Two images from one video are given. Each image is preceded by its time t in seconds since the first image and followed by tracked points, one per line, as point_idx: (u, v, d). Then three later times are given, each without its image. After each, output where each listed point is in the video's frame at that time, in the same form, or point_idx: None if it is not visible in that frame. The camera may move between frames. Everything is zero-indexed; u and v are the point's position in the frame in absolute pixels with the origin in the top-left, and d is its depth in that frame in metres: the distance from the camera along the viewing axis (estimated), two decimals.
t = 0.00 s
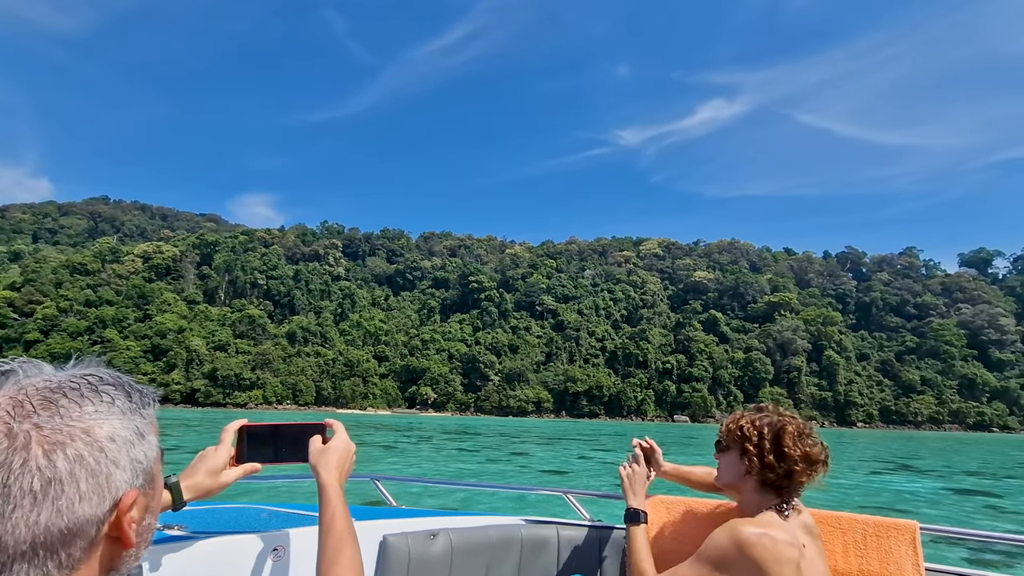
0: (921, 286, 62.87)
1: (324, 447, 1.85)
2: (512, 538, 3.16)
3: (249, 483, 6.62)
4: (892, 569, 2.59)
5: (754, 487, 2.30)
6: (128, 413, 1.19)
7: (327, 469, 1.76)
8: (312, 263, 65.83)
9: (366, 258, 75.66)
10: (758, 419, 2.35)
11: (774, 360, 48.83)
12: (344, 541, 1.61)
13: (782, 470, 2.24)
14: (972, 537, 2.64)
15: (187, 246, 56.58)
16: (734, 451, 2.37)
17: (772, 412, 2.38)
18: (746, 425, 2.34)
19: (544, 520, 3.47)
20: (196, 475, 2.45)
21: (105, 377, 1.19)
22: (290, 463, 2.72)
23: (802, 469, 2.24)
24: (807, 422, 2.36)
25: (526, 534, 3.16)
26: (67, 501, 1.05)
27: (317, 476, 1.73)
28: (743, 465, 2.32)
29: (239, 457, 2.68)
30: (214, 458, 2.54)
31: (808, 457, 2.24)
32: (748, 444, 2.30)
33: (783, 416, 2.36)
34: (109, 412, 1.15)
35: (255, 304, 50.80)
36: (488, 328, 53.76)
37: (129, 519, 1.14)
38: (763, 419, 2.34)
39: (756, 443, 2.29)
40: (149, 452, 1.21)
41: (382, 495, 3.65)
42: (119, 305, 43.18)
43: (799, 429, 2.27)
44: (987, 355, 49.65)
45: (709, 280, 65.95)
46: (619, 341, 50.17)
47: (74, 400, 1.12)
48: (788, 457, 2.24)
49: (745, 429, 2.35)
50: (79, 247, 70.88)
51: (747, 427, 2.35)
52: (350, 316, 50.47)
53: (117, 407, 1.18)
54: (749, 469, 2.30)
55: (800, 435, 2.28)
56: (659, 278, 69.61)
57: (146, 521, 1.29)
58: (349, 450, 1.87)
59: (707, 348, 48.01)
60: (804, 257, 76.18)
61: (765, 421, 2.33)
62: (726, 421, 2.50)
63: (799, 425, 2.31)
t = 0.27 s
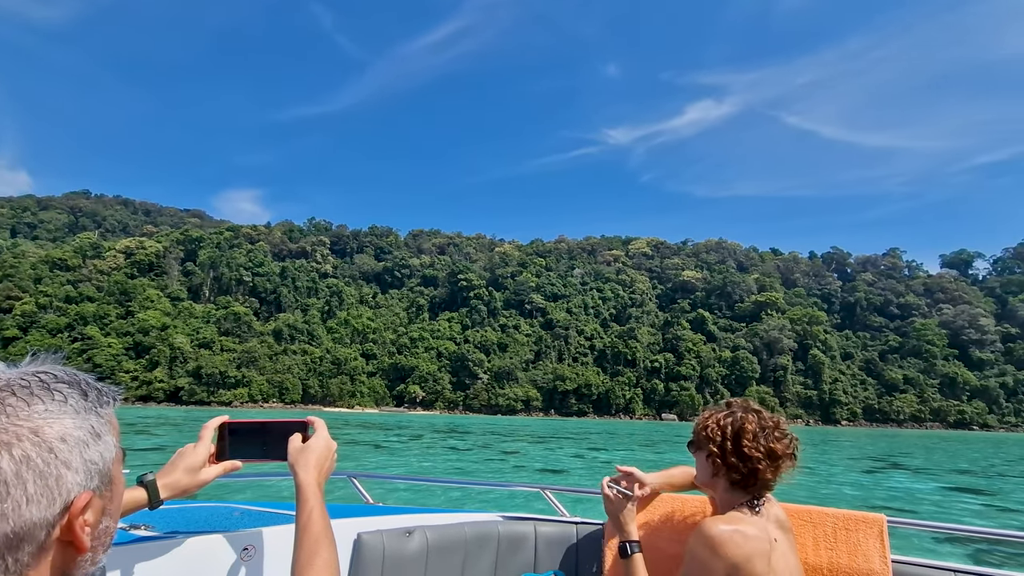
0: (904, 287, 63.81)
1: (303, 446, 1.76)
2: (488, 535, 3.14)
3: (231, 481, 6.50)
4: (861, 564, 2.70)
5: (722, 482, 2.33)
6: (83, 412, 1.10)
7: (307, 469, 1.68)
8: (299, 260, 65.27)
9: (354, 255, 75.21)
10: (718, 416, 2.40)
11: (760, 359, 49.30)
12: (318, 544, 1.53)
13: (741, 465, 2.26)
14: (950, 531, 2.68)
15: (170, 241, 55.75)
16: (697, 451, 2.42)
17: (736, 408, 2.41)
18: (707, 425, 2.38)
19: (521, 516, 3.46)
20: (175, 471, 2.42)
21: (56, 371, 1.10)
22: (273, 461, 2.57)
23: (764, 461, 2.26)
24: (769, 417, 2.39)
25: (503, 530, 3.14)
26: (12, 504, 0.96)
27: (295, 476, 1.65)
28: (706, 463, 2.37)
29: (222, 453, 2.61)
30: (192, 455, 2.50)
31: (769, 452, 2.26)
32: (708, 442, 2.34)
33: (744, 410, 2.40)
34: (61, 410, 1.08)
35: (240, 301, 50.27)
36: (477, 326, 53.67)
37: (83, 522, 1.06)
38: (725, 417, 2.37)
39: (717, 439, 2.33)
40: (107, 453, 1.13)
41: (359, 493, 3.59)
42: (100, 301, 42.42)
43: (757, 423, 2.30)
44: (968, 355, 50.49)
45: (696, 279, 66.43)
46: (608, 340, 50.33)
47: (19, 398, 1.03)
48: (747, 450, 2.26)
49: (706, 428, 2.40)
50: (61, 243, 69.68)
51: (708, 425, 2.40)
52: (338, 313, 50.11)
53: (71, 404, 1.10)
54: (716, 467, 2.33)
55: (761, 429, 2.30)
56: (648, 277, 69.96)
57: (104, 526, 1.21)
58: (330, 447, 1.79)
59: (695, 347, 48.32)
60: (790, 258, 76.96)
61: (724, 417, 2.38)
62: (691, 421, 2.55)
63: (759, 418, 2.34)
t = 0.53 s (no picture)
0: (889, 286, 64.62)
1: (283, 444, 1.66)
2: (468, 531, 3.10)
3: (211, 480, 6.40)
4: (835, 555, 2.79)
5: (693, 477, 2.34)
6: (38, 409, 1.04)
7: (288, 469, 1.57)
8: (287, 257, 64.67)
9: (343, 253, 74.69)
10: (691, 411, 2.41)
11: (748, 358, 49.67)
12: (298, 542, 1.45)
13: (709, 460, 2.27)
14: (930, 524, 2.70)
15: (155, 237, 55.04)
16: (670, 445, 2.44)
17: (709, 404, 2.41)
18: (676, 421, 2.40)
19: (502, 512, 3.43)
20: (153, 472, 2.23)
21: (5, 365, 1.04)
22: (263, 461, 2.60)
23: (732, 456, 2.25)
24: (741, 411, 2.37)
25: (483, 527, 3.11)
26: None
27: (274, 474, 1.55)
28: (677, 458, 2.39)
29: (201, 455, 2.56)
30: (172, 453, 2.31)
31: (735, 446, 2.25)
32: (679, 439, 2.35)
33: (717, 405, 2.39)
34: (14, 406, 1.02)
35: (227, 298, 49.72)
36: (467, 324, 53.56)
37: (37, 525, 1.00)
38: (695, 413, 2.35)
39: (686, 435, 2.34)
40: (67, 450, 1.08)
41: (338, 490, 3.52)
42: (83, 298, 41.76)
43: (725, 418, 2.29)
44: (950, 354, 51.24)
45: (686, 278, 66.79)
46: (598, 338, 50.48)
47: None
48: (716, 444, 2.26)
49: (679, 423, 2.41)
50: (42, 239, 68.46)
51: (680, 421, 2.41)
52: (326, 311, 49.72)
53: (30, 400, 1.05)
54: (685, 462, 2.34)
55: (730, 424, 2.29)
56: (638, 276, 70.22)
57: (65, 526, 1.11)
58: (312, 446, 1.68)
59: (684, 345, 48.61)
60: (777, 257, 77.66)
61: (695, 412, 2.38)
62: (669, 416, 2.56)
63: (729, 412, 2.34)
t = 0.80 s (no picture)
0: (875, 286, 65.33)
1: (257, 442, 1.57)
2: (443, 527, 3.08)
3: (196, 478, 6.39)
4: (803, 547, 2.85)
5: (665, 469, 2.34)
6: None
7: (261, 469, 1.49)
8: (275, 255, 64.11)
9: (332, 250, 74.21)
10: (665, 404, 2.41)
11: (737, 356, 50.03)
12: (266, 545, 1.38)
13: (679, 452, 2.27)
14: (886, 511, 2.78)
15: (139, 234, 54.34)
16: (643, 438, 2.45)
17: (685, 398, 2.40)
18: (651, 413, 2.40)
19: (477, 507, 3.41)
20: (122, 470, 2.09)
21: None
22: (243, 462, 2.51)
23: (703, 450, 2.25)
24: (716, 406, 2.36)
25: (457, 522, 3.10)
26: None
27: (245, 476, 1.46)
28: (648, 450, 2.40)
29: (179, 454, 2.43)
30: (144, 451, 2.17)
31: (705, 441, 2.25)
32: (653, 429, 2.35)
33: (693, 399, 2.39)
34: None
35: (213, 296, 49.22)
36: (457, 323, 53.45)
37: None
38: (669, 408, 2.36)
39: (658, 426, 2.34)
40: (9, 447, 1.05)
41: (311, 486, 3.45)
42: (65, 295, 41.12)
43: (697, 411, 2.29)
44: (934, 353, 51.91)
45: (675, 277, 67.14)
46: (588, 337, 50.58)
47: None
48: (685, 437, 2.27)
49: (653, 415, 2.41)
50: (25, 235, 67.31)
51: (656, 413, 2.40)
52: (315, 309, 49.37)
53: None
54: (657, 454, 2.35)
55: (704, 418, 2.29)
56: (628, 274, 70.46)
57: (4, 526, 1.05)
58: (287, 445, 1.58)
59: (674, 344, 48.86)
60: (766, 257, 78.24)
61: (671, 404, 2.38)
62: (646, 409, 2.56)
63: (703, 406, 2.33)
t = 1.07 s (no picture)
0: (861, 285, 66.06)
1: (219, 439, 1.47)
2: (410, 524, 3.05)
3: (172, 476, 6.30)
4: (770, 541, 2.84)
5: (638, 466, 2.29)
6: None
7: (220, 468, 1.40)
8: (262, 250, 63.54)
9: (321, 247, 73.69)
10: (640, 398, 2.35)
11: (726, 354, 50.32)
12: (217, 547, 1.30)
13: (657, 449, 2.23)
14: (853, 506, 2.78)
15: (124, 229, 53.67)
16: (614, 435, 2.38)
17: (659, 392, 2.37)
18: (626, 408, 2.33)
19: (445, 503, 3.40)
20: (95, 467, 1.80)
21: None
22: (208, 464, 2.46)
23: (680, 445, 2.24)
24: (688, 399, 2.36)
25: (425, 519, 3.07)
26: None
27: (203, 475, 1.37)
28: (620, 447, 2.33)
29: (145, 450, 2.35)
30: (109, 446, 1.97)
31: (683, 437, 2.24)
32: (628, 426, 2.28)
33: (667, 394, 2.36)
34: None
35: (199, 292, 48.69)
36: (447, 320, 53.35)
37: None
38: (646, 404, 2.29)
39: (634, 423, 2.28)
40: None
41: (278, 483, 3.39)
42: (47, 291, 40.52)
43: (674, 406, 2.26)
44: (919, 351, 52.62)
45: (665, 275, 67.41)
46: (578, 335, 50.72)
47: None
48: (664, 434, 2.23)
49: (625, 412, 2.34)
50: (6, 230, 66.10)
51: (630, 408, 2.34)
52: (303, 306, 49.03)
53: None
54: (632, 451, 2.29)
55: (679, 413, 2.26)
56: (618, 273, 70.63)
57: None
58: (253, 443, 1.49)
59: (664, 342, 49.15)
60: (754, 256, 78.84)
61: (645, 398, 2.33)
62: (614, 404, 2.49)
63: (679, 400, 2.31)
